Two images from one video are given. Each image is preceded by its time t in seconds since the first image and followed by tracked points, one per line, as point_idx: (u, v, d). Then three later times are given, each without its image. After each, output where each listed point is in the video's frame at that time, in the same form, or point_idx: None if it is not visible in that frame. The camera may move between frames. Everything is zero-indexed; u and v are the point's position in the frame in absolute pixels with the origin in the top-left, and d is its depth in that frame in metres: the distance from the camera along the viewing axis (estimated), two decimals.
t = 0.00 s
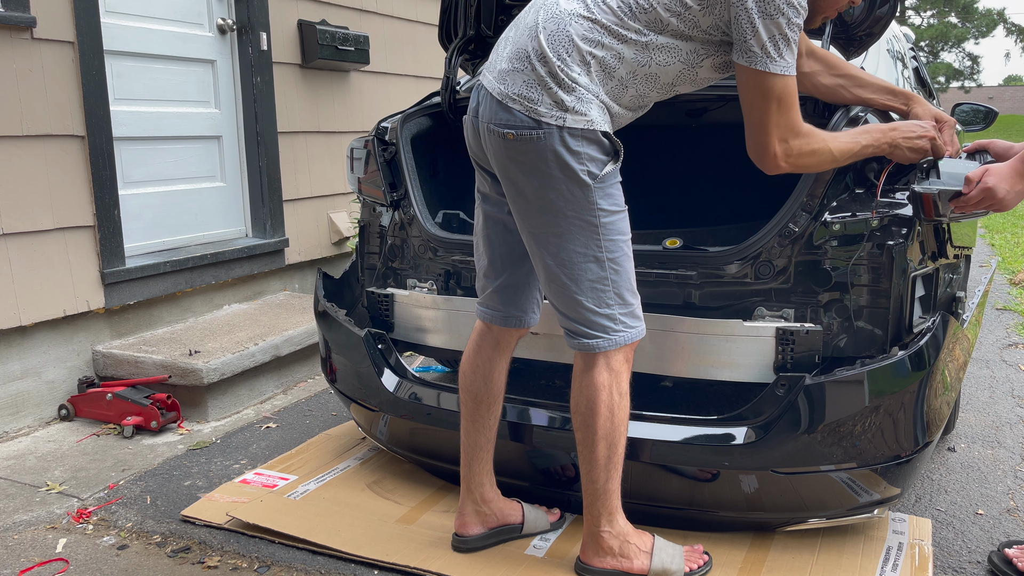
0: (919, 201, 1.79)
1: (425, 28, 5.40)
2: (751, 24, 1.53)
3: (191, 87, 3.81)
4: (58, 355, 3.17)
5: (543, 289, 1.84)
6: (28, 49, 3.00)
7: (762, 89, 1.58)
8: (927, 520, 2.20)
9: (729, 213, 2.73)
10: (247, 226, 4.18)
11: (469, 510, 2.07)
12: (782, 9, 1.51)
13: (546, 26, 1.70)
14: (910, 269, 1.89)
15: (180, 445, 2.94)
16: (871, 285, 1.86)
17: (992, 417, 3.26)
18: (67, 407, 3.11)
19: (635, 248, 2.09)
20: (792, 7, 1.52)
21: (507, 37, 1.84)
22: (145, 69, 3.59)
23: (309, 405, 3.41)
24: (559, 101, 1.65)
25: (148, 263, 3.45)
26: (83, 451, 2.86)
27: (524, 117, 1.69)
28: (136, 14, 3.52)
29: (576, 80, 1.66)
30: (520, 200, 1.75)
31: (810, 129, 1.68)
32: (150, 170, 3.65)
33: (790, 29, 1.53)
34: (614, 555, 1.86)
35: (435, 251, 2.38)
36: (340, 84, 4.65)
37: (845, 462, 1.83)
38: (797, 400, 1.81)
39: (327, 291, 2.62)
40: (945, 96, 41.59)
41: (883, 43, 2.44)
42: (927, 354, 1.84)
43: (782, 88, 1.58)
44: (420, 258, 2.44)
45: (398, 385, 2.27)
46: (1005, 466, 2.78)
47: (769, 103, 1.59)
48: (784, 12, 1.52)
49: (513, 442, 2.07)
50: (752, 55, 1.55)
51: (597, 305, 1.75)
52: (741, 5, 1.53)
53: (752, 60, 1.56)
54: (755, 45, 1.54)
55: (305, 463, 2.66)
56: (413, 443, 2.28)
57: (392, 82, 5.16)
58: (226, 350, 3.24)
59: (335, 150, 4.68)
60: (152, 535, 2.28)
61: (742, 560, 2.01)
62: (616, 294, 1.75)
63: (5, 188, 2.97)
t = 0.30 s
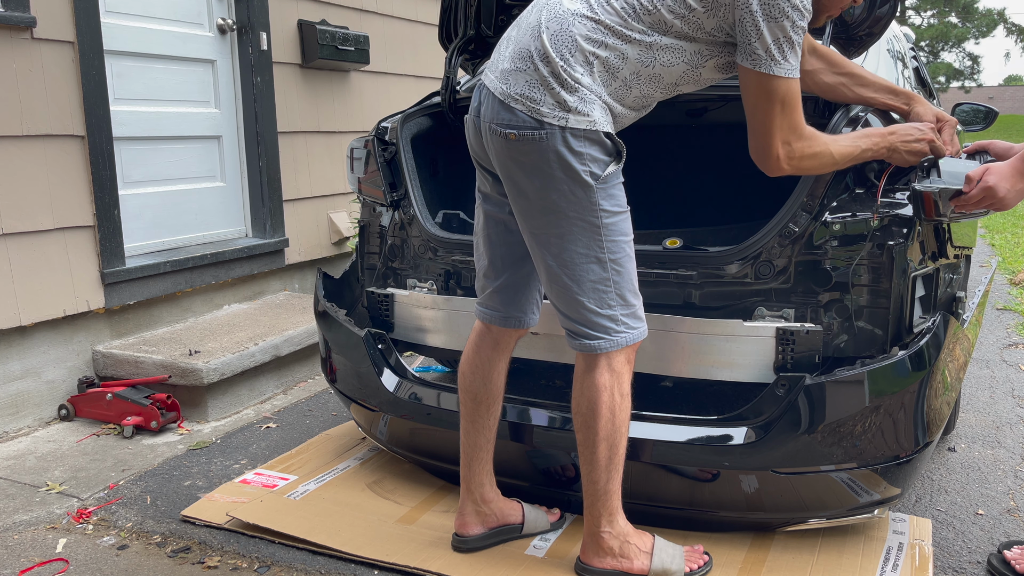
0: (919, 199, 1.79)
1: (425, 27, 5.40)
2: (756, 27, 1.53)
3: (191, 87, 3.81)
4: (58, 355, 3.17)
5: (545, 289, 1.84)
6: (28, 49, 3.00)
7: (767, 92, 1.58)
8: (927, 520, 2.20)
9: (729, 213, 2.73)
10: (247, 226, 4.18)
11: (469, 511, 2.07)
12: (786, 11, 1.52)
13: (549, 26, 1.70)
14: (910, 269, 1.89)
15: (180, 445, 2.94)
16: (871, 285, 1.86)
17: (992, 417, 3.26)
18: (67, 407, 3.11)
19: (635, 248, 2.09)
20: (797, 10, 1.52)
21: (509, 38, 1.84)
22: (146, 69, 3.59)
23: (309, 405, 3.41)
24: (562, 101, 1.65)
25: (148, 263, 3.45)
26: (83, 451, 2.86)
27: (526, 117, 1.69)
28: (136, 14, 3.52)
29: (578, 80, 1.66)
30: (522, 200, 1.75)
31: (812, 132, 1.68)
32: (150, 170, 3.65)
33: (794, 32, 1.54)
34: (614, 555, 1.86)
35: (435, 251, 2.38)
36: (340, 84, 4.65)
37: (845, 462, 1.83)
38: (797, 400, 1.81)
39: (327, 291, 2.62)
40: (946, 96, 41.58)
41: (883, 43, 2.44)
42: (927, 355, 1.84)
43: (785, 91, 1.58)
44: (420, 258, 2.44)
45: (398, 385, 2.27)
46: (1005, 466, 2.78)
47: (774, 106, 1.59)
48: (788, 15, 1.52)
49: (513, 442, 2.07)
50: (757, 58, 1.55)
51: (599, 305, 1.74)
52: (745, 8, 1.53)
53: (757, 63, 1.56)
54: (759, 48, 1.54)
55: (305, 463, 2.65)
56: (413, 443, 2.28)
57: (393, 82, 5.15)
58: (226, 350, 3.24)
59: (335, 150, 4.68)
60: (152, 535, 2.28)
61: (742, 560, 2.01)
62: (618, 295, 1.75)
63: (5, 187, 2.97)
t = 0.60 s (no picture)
0: (920, 199, 1.82)
1: (425, 28, 5.40)
2: (752, 21, 1.52)
3: (191, 87, 3.81)
4: (58, 355, 3.17)
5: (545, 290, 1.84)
6: (28, 49, 3.00)
7: (751, 90, 1.57)
8: (927, 520, 2.20)
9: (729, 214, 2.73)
10: (247, 226, 4.18)
11: (469, 511, 2.07)
12: (783, 5, 1.51)
13: (546, 26, 1.70)
14: (910, 269, 1.89)
15: (180, 444, 2.94)
16: (871, 285, 1.86)
17: (992, 417, 3.26)
18: (67, 407, 3.11)
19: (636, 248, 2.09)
20: (793, 5, 1.51)
21: (507, 37, 1.84)
22: (146, 69, 3.59)
23: (309, 405, 3.41)
24: (559, 102, 1.65)
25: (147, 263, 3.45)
26: (83, 451, 2.86)
27: (524, 118, 1.69)
28: (136, 13, 3.52)
29: (576, 80, 1.66)
30: (521, 201, 1.75)
31: (795, 131, 1.66)
32: (150, 170, 3.65)
33: (790, 28, 1.53)
34: (614, 554, 1.86)
35: (435, 251, 2.38)
36: (340, 83, 4.65)
37: (845, 462, 1.83)
38: (797, 399, 1.81)
39: (327, 291, 2.62)
40: (946, 96, 41.58)
41: (883, 43, 2.44)
42: (927, 355, 1.84)
43: (771, 88, 1.56)
44: (420, 258, 2.44)
45: (398, 385, 2.27)
46: (1005, 466, 2.78)
47: (756, 104, 1.58)
48: (785, 9, 1.51)
49: (513, 442, 2.07)
50: (750, 51, 1.54)
51: (599, 305, 1.74)
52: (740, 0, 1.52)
53: (751, 57, 1.54)
54: (753, 41, 1.53)
55: (305, 463, 2.65)
56: (413, 443, 2.28)
57: (392, 82, 5.16)
58: (226, 350, 3.24)
59: (335, 150, 4.68)
60: (152, 535, 2.28)
61: (742, 560, 2.01)
62: (618, 295, 1.75)
63: (5, 187, 2.97)
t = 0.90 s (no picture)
0: (920, 200, 1.82)
1: (425, 27, 5.40)
2: (733, 17, 1.49)
3: (191, 87, 3.81)
4: (58, 355, 3.17)
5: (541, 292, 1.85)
6: (28, 49, 3.00)
7: (734, 87, 1.53)
8: (927, 520, 2.20)
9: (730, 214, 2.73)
10: (247, 226, 4.18)
11: (469, 511, 2.07)
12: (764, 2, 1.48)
13: (531, 30, 1.70)
14: (910, 269, 1.89)
15: (180, 445, 2.94)
16: (871, 285, 1.86)
17: (992, 417, 3.26)
18: (67, 407, 3.11)
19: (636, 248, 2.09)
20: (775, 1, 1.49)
21: (495, 41, 1.84)
22: (145, 69, 3.59)
23: (309, 405, 3.41)
24: (546, 106, 1.65)
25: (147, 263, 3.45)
26: (83, 451, 2.86)
27: (511, 122, 1.69)
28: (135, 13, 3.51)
29: (562, 83, 1.66)
30: (513, 205, 1.76)
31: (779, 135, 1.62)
32: (150, 170, 3.65)
33: (771, 24, 1.50)
34: (614, 555, 1.86)
35: (435, 251, 2.38)
36: (340, 83, 4.65)
37: (845, 462, 1.83)
38: (797, 399, 1.81)
39: (327, 291, 2.62)
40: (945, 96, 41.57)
41: (883, 43, 2.43)
42: (927, 354, 1.84)
43: (754, 86, 1.53)
44: (420, 258, 2.44)
45: (398, 386, 2.27)
46: (1005, 466, 2.78)
47: (739, 101, 1.54)
48: (767, 5, 1.49)
49: (513, 442, 2.07)
50: (732, 48, 1.51)
51: (594, 306, 1.75)
52: None
53: (732, 54, 1.51)
54: (735, 38, 1.50)
55: (305, 463, 2.65)
56: (414, 443, 2.27)
57: (393, 82, 5.16)
58: (226, 350, 3.24)
59: (335, 150, 4.68)
60: (152, 535, 2.28)
61: (742, 560, 2.01)
62: (613, 295, 1.75)
63: (5, 187, 2.97)
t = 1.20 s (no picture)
0: (920, 199, 1.81)
1: (424, 28, 5.40)
2: (727, 17, 1.49)
3: (191, 87, 3.81)
4: (58, 355, 3.17)
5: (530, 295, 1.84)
6: (28, 49, 3.00)
7: (734, 87, 1.53)
8: (927, 520, 2.20)
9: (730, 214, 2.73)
10: (247, 226, 4.18)
11: (469, 513, 2.07)
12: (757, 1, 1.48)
13: (519, 29, 1.70)
14: (910, 269, 1.88)
15: (180, 445, 2.94)
16: (871, 285, 1.86)
17: (992, 417, 3.26)
18: (67, 407, 3.11)
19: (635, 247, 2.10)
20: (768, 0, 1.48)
21: (484, 42, 1.83)
22: (145, 69, 3.59)
23: (309, 405, 3.41)
24: (534, 106, 1.65)
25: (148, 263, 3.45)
26: (83, 451, 2.86)
27: (500, 123, 1.69)
28: (135, 13, 3.51)
29: (550, 83, 1.65)
30: (501, 206, 1.76)
31: (783, 135, 1.63)
32: (150, 170, 3.65)
33: (766, 23, 1.49)
34: (614, 555, 1.86)
35: (435, 251, 2.38)
36: (340, 83, 4.65)
37: (845, 462, 1.83)
38: (796, 399, 1.81)
39: (327, 291, 2.62)
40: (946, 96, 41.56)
41: (884, 43, 2.42)
42: (927, 354, 1.84)
43: (755, 85, 1.52)
44: (420, 258, 2.44)
45: (398, 385, 2.27)
46: (1005, 466, 2.78)
47: (739, 100, 1.53)
48: (760, 5, 1.48)
49: (513, 442, 2.07)
50: (728, 48, 1.50)
51: (581, 310, 1.74)
52: None
53: (729, 55, 1.50)
54: (731, 38, 1.49)
55: (305, 463, 2.65)
56: (414, 444, 2.27)
57: (393, 82, 5.16)
58: (226, 350, 3.24)
59: (335, 150, 4.68)
60: (152, 535, 2.28)
61: (742, 560, 2.01)
62: (600, 299, 1.75)
63: (5, 188, 2.97)
